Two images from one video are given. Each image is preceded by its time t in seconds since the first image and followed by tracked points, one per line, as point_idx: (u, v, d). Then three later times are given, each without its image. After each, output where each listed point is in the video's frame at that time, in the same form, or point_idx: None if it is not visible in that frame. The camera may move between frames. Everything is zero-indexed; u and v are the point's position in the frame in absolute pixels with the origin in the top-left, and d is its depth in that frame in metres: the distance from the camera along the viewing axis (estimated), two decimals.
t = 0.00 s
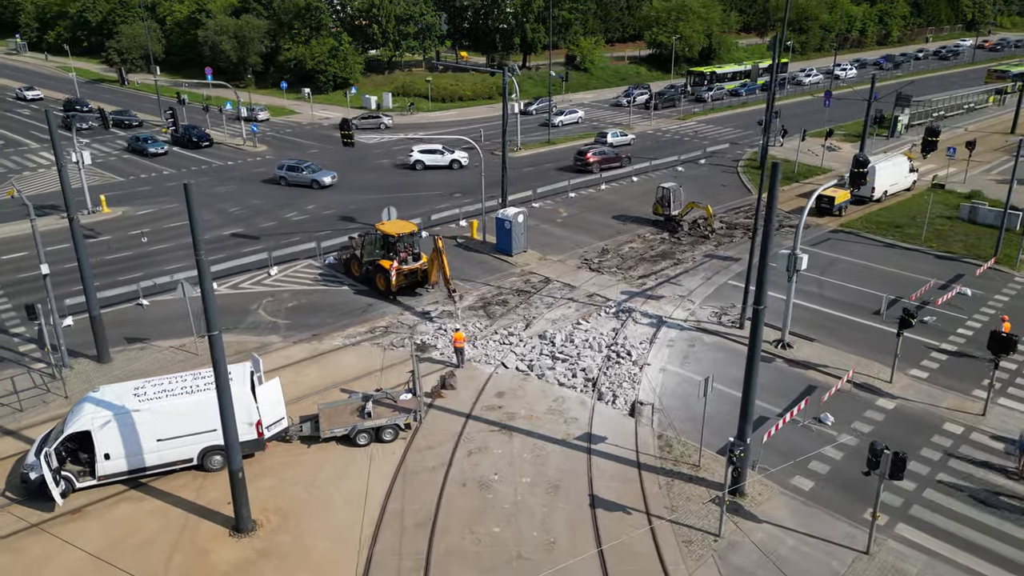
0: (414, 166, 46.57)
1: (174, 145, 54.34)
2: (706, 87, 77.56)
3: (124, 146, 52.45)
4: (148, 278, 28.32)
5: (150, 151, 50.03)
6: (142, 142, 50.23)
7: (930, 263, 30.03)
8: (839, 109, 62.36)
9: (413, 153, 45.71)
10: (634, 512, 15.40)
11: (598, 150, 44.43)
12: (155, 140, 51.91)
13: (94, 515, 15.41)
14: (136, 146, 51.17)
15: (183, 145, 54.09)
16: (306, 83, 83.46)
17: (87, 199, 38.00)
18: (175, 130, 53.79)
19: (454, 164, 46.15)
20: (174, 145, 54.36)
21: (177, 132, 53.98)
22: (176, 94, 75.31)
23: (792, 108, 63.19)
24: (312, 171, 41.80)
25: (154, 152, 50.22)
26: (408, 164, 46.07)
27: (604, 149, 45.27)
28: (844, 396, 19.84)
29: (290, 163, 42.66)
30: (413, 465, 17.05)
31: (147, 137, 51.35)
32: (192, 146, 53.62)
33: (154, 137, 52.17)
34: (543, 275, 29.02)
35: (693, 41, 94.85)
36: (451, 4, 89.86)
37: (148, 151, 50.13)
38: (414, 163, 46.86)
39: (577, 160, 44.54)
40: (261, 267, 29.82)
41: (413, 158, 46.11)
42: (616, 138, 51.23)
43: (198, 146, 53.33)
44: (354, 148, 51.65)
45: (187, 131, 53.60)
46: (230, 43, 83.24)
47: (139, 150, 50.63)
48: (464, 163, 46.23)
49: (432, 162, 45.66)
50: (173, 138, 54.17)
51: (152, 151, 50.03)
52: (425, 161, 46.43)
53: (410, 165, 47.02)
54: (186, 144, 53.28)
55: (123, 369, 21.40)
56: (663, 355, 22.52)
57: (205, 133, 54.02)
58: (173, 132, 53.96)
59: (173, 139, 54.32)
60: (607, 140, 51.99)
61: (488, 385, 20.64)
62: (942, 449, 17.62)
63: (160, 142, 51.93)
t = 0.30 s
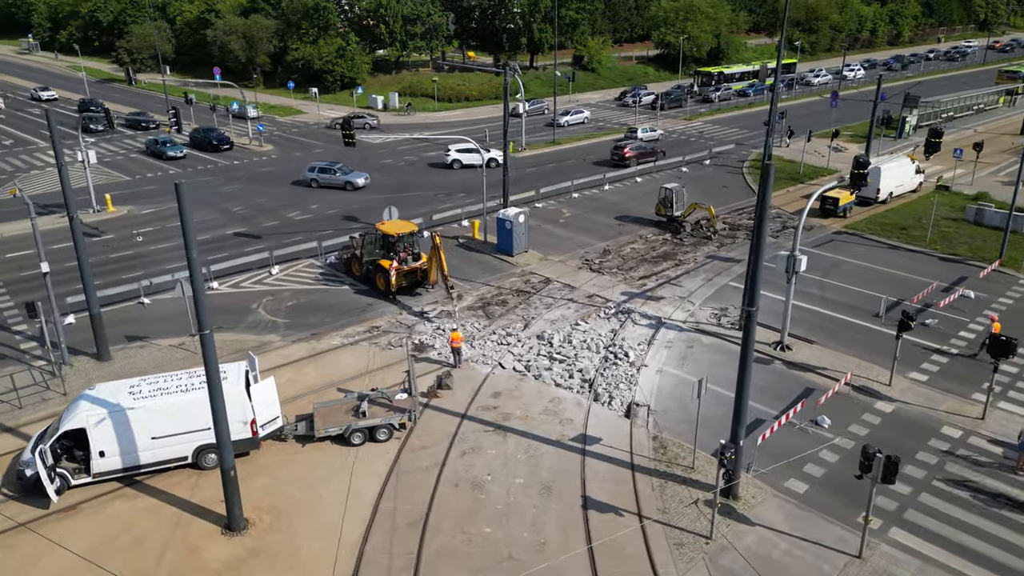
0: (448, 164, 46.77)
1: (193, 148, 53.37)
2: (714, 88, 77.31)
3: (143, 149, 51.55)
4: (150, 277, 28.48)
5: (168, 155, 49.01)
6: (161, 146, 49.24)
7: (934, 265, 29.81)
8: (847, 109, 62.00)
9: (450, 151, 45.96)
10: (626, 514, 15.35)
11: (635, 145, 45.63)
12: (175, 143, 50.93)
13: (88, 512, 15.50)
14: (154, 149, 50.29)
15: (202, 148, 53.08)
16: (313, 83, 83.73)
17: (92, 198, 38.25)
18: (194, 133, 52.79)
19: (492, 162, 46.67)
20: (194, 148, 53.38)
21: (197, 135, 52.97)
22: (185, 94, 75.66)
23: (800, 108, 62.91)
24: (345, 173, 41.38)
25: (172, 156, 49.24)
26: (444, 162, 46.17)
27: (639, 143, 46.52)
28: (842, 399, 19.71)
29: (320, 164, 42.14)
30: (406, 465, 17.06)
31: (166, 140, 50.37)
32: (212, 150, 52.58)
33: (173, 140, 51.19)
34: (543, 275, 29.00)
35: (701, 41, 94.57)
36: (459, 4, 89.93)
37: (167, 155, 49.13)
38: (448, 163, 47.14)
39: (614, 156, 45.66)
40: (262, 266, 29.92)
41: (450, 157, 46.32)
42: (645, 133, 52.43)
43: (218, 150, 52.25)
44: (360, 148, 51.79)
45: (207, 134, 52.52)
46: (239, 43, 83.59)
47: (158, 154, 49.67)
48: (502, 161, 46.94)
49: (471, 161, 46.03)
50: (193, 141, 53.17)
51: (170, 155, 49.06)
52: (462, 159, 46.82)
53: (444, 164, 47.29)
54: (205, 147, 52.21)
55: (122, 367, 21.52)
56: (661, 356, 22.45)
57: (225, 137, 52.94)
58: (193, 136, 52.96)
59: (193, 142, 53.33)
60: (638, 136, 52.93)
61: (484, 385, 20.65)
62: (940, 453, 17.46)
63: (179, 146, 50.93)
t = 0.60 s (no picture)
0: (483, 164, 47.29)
1: (212, 151, 52.56)
2: (721, 88, 77.03)
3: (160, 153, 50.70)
4: (152, 275, 28.64)
5: (187, 159, 48.14)
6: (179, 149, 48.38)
7: (938, 267, 29.58)
8: (854, 110, 61.64)
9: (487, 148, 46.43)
10: (618, 516, 15.30)
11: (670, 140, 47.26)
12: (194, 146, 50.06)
13: (82, 510, 15.61)
14: (172, 152, 49.33)
15: (222, 150, 52.24)
16: (320, 83, 83.99)
17: (97, 196, 38.53)
18: (214, 135, 51.96)
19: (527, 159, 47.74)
20: (213, 151, 52.58)
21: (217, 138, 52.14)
22: (193, 93, 76.05)
23: (807, 109, 62.63)
24: (380, 174, 41.11)
25: (191, 159, 48.37)
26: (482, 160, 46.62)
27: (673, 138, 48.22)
28: (839, 401, 19.60)
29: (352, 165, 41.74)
30: (400, 465, 17.07)
31: (184, 143, 49.48)
32: (232, 152, 51.76)
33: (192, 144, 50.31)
34: (543, 275, 28.99)
35: (709, 41, 94.22)
36: (466, 4, 89.93)
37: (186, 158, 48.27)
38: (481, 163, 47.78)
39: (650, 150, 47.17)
40: (263, 265, 30.04)
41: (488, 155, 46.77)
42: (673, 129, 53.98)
43: (239, 153, 51.37)
44: (365, 148, 51.93)
45: (227, 136, 51.63)
46: (247, 43, 83.91)
47: (176, 157, 48.81)
48: (535, 159, 48.15)
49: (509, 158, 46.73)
50: (212, 143, 52.34)
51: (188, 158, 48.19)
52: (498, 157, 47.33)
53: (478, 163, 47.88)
54: (224, 149, 51.36)
55: (122, 365, 21.66)
56: (658, 357, 22.39)
57: (245, 139, 52.11)
58: (212, 138, 52.10)
59: (212, 144, 52.49)
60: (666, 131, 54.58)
61: (481, 385, 20.65)
62: (937, 457, 17.32)
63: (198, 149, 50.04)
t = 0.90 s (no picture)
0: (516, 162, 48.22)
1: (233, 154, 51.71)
2: (729, 88, 76.77)
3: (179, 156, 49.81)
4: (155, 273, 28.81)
5: (206, 162, 47.15)
6: (198, 151, 47.47)
7: (942, 269, 29.35)
8: (862, 111, 61.27)
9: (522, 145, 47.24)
10: (609, 517, 15.27)
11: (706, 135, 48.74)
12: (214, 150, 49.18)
13: (76, 507, 15.69)
14: (191, 156, 48.32)
15: (242, 153, 51.37)
16: (328, 83, 84.27)
17: (103, 195, 38.82)
18: (235, 138, 51.12)
19: (560, 156, 48.63)
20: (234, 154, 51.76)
21: (238, 142, 51.28)
22: (201, 92, 76.47)
23: (814, 110, 62.35)
24: (414, 174, 40.84)
25: (210, 163, 47.39)
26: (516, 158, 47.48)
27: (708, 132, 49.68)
28: (836, 404, 19.47)
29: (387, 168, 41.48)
30: (393, 465, 17.09)
31: (204, 147, 48.58)
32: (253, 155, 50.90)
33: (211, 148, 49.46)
34: (543, 276, 28.99)
35: (718, 41, 93.91)
36: (473, 4, 89.97)
37: (205, 161, 47.29)
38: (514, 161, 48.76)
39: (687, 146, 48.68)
40: (265, 264, 30.16)
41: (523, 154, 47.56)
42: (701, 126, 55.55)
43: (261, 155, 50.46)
44: (371, 148, 52.08)
45: (249, 139, 50.75)
46: (255, 43, 84.25)
47: (195, 161, 47.89)
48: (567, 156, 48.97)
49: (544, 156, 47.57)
50: (233, 147, 51.53)
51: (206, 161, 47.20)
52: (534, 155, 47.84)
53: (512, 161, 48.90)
54: (245, 152, 50.46)
55: (121, 363, 21.79)
56: (656, 359, 22.30)
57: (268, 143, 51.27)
58: (233, 142, 51.23)
59: (233, 148, 51.64)
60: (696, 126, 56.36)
61: (477, 385, 20.66)
62: (933, 461, 17.18)
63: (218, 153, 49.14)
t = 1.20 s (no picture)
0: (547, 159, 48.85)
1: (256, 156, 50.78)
2: (736, 88, 76.47)
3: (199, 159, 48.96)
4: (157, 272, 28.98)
5: (226, 166, 46.20)
6: (218, 155, 46.51)
7: (946, 272, 29.13)
8: (871, 112, 60.91)
9: (557, 143, 47.96)
10: (601, 519, 15.24)
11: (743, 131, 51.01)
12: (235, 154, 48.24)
13: (71, 503, 15.80)
14: (212, 159, 47.42)
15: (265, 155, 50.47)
16: (335, 82, 84.49)
17: (108, 193, 39.09)
18: (257, 141, 50.16)
19: (589, 153, 49.75)
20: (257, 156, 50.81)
21: (261, 144, 50.31)
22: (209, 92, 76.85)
23: (822, 111, 62.07)
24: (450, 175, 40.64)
25: (231, 167, 46.43)
26: (550, 155, 48.09)
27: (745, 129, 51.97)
28: (834, 407, 19.36)
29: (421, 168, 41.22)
30: (387, 464, 17.11)
31: (225, 150, 47.65)
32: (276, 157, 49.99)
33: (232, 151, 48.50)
34: (543, 276, 28.97)
35: (726, 42, 93.59)
36: (481, 4, 89.99)
37: (225, 166, 46.34)
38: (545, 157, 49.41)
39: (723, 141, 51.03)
40: (267, 264, 30.28)
41: (557, 150, 48.25)
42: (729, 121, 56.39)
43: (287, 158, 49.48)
44: (376, 148, 52.22)
45: (273, 142, 49.75)
46: (264, 43, 84.62)
47: (215, 164, 46.99)
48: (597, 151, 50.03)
49: (578, 153, 48.51)
50: (255, 149, 50.58)
51: (226, 166, 46.27)
52: (568, 152, 48.66)
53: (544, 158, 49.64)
54: (268, 155, 49.50)
55: (121, 360, 21.94)
56: (654, 360, 22.24)
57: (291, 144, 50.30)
58: (255, 144, 50.27)
59: (256, 150, 50.68)
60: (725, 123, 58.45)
61: (473, 385, 20.67)
62: (930, 465, 17.05)
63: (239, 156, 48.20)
